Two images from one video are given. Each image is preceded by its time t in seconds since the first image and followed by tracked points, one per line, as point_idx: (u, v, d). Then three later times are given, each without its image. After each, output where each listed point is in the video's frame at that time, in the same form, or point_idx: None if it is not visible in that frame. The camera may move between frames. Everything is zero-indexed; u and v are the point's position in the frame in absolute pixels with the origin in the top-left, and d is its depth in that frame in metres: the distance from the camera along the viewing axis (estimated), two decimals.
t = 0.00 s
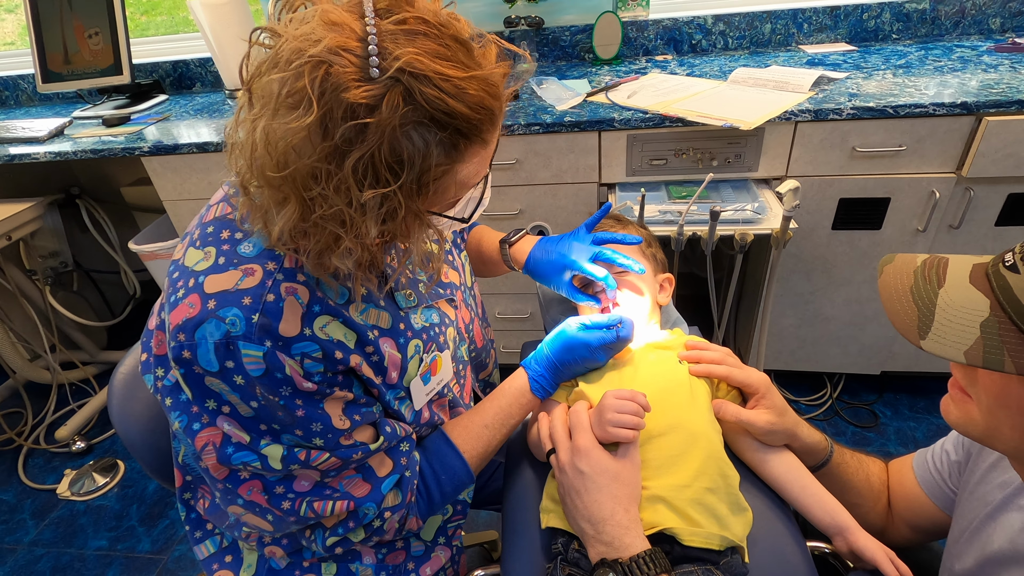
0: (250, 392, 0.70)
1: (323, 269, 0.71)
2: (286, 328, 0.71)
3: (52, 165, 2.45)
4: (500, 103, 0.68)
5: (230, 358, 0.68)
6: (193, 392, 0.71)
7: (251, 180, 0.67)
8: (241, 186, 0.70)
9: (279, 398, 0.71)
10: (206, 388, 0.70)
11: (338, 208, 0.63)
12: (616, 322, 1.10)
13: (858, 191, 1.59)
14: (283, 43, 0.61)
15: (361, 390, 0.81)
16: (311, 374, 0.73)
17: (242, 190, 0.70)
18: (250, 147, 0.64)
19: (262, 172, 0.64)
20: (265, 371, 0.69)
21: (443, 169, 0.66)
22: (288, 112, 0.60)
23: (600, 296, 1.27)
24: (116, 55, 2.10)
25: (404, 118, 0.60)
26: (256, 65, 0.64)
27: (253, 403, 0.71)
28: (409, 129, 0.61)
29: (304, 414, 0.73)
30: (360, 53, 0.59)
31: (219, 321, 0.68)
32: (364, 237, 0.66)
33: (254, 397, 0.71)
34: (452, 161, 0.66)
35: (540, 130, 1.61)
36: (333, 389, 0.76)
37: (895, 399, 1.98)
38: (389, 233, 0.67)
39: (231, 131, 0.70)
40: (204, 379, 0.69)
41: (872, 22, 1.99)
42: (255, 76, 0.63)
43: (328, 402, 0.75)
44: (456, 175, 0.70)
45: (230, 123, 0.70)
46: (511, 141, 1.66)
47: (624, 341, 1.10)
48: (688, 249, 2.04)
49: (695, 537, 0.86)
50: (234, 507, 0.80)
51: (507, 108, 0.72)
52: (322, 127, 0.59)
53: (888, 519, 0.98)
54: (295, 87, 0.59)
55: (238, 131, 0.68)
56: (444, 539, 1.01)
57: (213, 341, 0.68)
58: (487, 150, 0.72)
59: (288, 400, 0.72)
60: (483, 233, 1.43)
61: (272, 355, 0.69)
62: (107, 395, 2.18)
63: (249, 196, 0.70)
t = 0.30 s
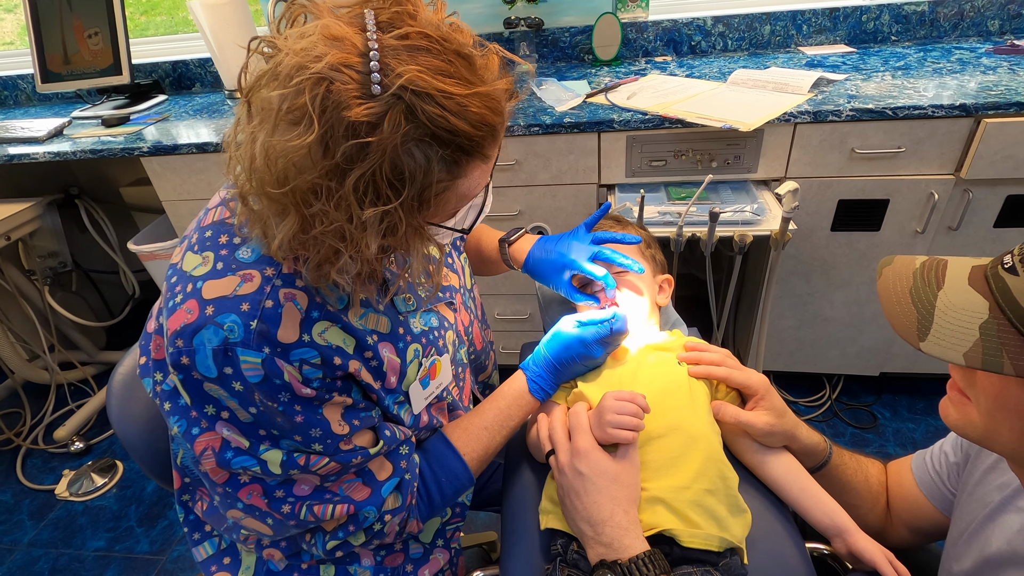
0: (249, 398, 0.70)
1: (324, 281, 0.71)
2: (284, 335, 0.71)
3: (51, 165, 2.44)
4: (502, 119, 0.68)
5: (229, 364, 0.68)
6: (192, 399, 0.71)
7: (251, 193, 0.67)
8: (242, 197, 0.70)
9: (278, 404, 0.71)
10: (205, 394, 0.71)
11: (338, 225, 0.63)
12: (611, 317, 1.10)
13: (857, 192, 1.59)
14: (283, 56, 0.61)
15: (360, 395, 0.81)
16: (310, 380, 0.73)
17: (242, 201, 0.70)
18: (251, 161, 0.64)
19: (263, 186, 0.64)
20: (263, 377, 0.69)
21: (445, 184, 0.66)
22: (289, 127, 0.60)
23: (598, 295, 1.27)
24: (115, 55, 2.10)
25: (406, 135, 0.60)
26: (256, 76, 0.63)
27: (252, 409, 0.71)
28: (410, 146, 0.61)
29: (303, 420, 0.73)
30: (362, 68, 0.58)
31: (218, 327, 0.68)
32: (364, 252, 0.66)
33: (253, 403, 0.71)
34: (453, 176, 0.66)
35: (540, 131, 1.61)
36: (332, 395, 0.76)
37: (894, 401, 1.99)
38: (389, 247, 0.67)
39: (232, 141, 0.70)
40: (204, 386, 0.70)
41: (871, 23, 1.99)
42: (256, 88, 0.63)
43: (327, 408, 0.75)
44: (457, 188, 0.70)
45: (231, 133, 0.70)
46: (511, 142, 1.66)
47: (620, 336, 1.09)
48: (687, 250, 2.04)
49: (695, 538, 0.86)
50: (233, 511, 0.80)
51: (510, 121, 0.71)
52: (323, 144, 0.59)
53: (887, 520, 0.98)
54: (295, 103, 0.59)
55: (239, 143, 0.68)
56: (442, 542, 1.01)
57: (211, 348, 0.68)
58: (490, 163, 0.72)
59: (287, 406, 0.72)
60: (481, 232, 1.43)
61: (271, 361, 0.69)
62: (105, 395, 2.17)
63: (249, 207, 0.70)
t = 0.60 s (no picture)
0: (245, 400, 0.70)
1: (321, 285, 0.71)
2: (281, 337, 0.71)
3: (47, 165, 2.44)
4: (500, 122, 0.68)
5: (225, 366, 0.68)
6: (189, 401, 0.71)
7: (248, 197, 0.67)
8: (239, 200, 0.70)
9: (275, 406, 0.71)
10: (201, 396, 0.70)
11: (336, 229, 0.63)
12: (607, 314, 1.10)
13: (855, 190, 1.59)
14: (280, 59, 0.60)
15: (358, 397, 0.81)
16: (307, 382, 0.73)
17: (238, 204, 0.69)
18: (247, 164, 0.64)
19: (260, 190, 0.63)
20: (260, 379, 0.69)
21: (442, 189, 0.66)
22: (286, 132, 0.60)
23: (595, 294, 1.26)
24: (112, 54, 2.10)
25: (404, 140, 0.60)
26: (253, 79, 0.63)
27: (250, 411, 0.71)
28: (408, 151, 0.61)
29: (300, 422, 0.73)
30: (360, 73, 0.58)
31: (214, 329, 0.68)
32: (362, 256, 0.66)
33: (250, 405, 0.71)
34: (452, 180, 0.66)
35: (538, 130, 1.61)
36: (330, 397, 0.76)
37: (892, 399, 1.99)
38: (387, 251, 0.67)
39: (229, 143, 0.69)
40: (199, 388, 0.69)
41: (869, 22, 1.99)
42: (252, 91, 0.63)
43: (325, 410, 0.75)
44: (455, 192, 0.69)
45: (228, 136, 0.70)
46: (509, 141, 1.66)
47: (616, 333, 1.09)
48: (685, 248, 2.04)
49: (693, 537, 0.86)
50: (231, 513, 0.79)
51: (508, 124, 0.71)
52: (320, 149, 0.59)
53: (885, 518, 0.98)
54: (292, 108, 0.58)
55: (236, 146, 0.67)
56: (440, 542, 1.01)
57: (208, 350, 0.68)
58: (488, 166, 0.72)
59: (284, 408, 0.71)
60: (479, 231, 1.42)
61: (268, 364, 0.69)
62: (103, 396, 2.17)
63: (246, 210, 0.69)
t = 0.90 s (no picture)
0: (242, 401, 0.70)
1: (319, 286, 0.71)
2: (278, 337, 0.70)
3: (46, 163, 2.43)
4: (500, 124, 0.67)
5: (222, 367, 0.68)
6: (187, 401, 0.71)
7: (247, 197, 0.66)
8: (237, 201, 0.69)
9: (272, 406, 0.70)
10: (199, 396, 0.70)
11: (335, 231, 0.62)
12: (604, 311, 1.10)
13: (854, 188, 1.59)
14: (279, 59, 0.60)
15: (356, 396, 0.80)
16: (304, 383, 0.73)
17: (236, 204, 0.69)
18: (246, 165, 0.64)
19: (258, 191, 0.63)
20: (257, 379, 0.69)
21: (441, 190, 0.66)
22: (285, 133, 0.60)
23: (594, 291, 1.26)
24: (110, 53, 2.10)
25: (403, 142, 0.59)
26: (250, 78, 0.63)
27: (247, 411, 0.71)
28: (408, 153, 0.60)
29: (298, 422, 0.72)
30: (359, 74, 0.58)
31: (211, 329, 0.68)
32: (360, 258, 0.65)
33: (247, 406, 0.70)
34: (451, 182, 0.66)
35: (537, 128, 1.61)
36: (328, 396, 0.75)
37: (891, 397, 1.99)
38: (386, 252, 0.67)
39: (227, 143, 0.69)
40: (197, 388, 0.69)
41: (869, 19, 1.99)
42: (250, 91, 0.62)
43: (322, 410, 0.75)
44: (454, 194, 0.69)
45: (226, 136, 0.69)
46: (508, 139, 1.65)
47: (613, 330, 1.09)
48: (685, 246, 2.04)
49: (692, 535, 0.86)
50: (229, 512, 0.79)
51: (508, 125, 0.71)
52: (319, 150, 0.59)
53: (884, 516, 0.98)
54: (291, 109, 0.58)
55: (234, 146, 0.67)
56: (440, 540, 1.01)
57: (204, 350, 0.68)
58: (487, 167, 0.71)
59: (281, 408, 0.71)
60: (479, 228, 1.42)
61: (265, 364, 0.69)
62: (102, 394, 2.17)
63: (243, 211, 0.69)
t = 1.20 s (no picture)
0: (239, 403, 0.70)
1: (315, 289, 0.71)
2: (274, 339, 0.70)
3: (44, 163, 2.43)
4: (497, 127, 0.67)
5: (218, 370, 0.68)
6: (183, 404, 0.71)
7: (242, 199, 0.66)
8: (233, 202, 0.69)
9: (269, 409, 0.70)
10: (196, 399, 0.70)
11: (331, 233, 0.62)
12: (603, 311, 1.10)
13: (853, 187, 1.59)
14: (275, 60, 0.60)
15: (353, 397, 0.80)
16: (301, 385, 0.72)
17: (232, 206, 0.69)
18: (241, 166, 0.63)
19: (253, 193, 0.63)
20: (254, 382, 0.69)
21: (438, 193, 0.65)
22: (281, 134, 0.59)
23: (592, 293, 1.26)
24: (108, 52, 2.09)
25: (401, 145, 0.59)
26: (246, 80, 0.62)
27: (245, 413, 0.70)
28: (405, 155, 0.60)
29: (295, 424, 0.72)
30: (356, 75, 0.58)
31: (207, 332, 0.68)
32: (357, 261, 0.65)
33: (244, 408, 0.70)
34: (448, 185, 0.66)
35: (536, 127, 1.60)
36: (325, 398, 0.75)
37: (891, 395, 1.99)
38: (382, 255, 0.67)
39: (223, 145, 0.69)
40: (194, 390, 0.69)
41: (868, 18, 1.98)
42: (246, 93, 0.62)
43: (320, 412, 0.74)
44: (451, 196, 0.69)
45: (222, 137, 0.69)
46: (507, 138, 1.65)
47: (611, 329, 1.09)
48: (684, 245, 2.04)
49: (691, 534, 0.86)
50: (228, 514, 0.79)
51: (507, 127, 0.71)
52: (316, 153, 0.59)
53: (884, 515, 0.98)
54: (287, 111, 0.58)
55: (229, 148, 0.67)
56: (438, 540, 1.01)
57: (200, 353, 0.67)
58: (485, 169, 0.71)
59: (278, 410, 0.71)
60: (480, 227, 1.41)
61: (262, 367, 0.69)
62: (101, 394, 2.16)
63: (239, 213, 0.69)
